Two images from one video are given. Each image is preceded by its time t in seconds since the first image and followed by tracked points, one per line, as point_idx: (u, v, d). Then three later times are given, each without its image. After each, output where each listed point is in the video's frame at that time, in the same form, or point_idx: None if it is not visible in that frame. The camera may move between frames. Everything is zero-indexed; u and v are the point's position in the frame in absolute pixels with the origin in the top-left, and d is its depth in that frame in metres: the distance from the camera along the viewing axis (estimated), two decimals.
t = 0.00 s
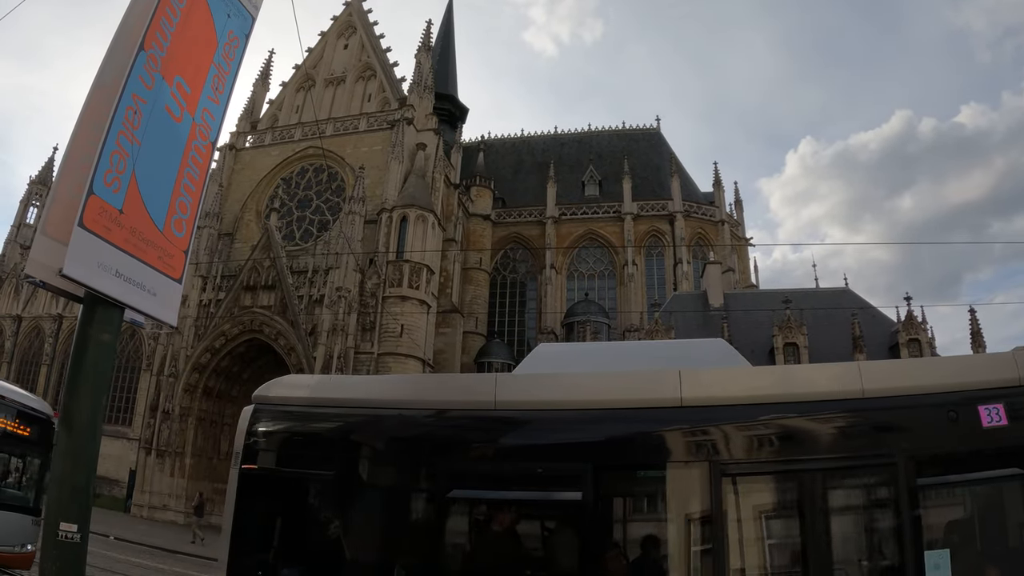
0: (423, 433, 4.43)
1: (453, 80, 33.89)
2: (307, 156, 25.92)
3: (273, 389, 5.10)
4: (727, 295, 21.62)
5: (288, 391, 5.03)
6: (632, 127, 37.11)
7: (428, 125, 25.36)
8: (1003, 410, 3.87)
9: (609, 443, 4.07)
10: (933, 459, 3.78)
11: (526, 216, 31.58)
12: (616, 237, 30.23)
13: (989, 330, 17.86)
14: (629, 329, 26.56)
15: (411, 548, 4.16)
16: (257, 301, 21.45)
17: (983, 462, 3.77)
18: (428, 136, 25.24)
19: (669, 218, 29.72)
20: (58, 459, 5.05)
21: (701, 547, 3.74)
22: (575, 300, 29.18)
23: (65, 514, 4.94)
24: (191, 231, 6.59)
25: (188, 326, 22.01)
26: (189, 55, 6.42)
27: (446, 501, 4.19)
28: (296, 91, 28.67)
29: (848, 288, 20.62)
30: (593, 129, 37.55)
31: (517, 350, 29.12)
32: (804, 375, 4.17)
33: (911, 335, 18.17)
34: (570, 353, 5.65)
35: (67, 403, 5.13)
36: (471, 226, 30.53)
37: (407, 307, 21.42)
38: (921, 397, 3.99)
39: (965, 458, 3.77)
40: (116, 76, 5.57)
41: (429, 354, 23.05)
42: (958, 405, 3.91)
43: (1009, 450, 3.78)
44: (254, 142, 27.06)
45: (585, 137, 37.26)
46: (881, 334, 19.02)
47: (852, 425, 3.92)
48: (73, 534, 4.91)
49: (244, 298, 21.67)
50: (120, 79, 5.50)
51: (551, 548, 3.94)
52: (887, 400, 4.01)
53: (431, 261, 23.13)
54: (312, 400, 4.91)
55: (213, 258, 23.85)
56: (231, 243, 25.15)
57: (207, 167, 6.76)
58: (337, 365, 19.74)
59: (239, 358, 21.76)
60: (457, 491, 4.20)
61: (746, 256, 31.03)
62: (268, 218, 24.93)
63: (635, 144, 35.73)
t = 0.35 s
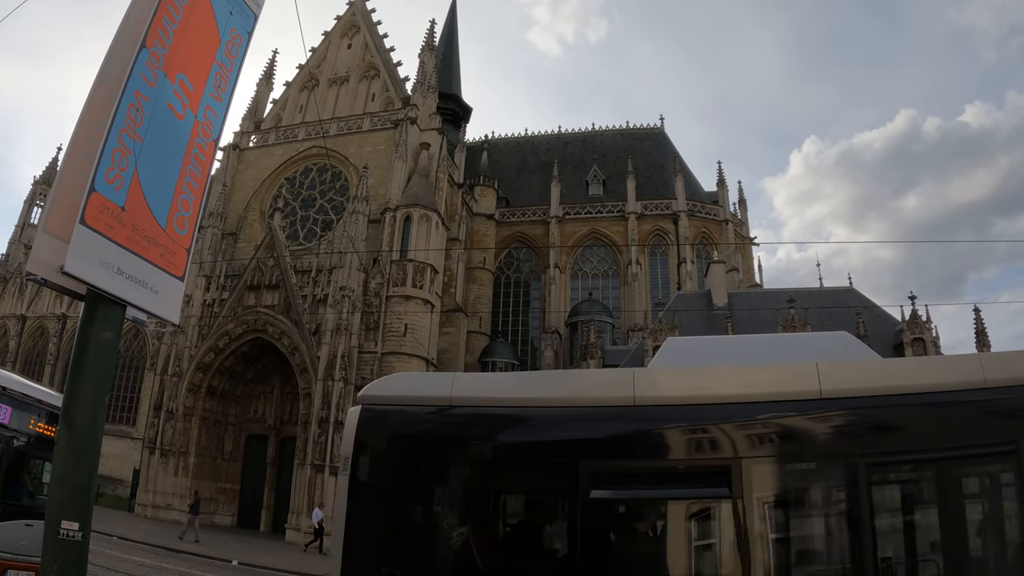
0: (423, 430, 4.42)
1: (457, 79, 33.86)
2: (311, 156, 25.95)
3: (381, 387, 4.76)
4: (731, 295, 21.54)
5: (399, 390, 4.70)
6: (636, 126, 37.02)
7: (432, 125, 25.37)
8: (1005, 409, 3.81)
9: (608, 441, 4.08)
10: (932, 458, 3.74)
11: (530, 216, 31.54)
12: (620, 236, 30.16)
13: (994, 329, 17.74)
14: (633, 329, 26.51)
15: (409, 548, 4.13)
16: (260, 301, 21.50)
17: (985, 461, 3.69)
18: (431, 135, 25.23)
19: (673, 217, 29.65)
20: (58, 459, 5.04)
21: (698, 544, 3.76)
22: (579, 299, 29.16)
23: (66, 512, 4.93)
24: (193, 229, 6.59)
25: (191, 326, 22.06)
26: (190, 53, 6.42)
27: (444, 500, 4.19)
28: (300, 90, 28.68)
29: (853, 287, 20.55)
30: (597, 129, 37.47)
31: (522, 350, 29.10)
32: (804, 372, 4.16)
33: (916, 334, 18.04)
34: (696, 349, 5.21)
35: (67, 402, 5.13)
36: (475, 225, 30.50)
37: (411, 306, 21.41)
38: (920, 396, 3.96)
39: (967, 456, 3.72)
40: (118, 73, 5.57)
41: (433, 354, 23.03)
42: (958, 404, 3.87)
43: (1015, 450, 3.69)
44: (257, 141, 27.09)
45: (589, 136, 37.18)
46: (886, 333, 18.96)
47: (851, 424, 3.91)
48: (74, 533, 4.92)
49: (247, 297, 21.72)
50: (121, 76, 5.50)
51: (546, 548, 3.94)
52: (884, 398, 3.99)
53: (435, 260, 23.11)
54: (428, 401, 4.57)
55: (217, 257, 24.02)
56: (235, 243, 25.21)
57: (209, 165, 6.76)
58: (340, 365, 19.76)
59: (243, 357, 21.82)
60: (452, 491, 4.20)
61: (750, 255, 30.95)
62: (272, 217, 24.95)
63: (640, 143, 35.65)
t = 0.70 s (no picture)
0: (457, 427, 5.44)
1: (462, 80, 33.87)
2: (316, 156, 26.00)
3: (508, 389, 5.54)
4: (736, 295, 21.48)
5: (527, 392, 5.46)
6: (641, 126, 36.92)
7: (437, 125, 25.35)
8: (999, 409, 4.52)
9: (616, 440, 4.94)
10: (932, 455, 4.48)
11: (535, 216, 31.46)
12: (625, 236, 30.09)
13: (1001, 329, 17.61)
14: (638, 329, 26.46)
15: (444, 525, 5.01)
16: (266, 301, 21.54)
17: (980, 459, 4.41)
18: (436, 136, 25.23)
19: (678, 217, 29.58)
20: (62, 458, 5.05)
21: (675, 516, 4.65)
22: (584, 299, 29.13)
23: (70, 511, 4.96)
24: (197, 229, 6.60)
25: (196, 326, 22.11)
26: (194, 54, 6.41)
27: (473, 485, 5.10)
28: (305, 91, 28.72)
29: (859, 287, 20.45)
30: (602, 129, 37.40)
31: (527, 350, 29.07)
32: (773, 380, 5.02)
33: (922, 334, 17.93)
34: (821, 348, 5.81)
35: (72, 401, 5.15)
36: (480, 226, 30.49)
37: (416, 307, 21.35)
38: (919, 398, 4.72)
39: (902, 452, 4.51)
40: (122, 74, 5.57)
41: (438, 355, 23.01)
42: (897, 409, 4.67)
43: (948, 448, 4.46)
44: (262, 142, 27.15)
45: (594, 137, 37.11)
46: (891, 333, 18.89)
47: (854, 424, 4.67)
48: (78, 532, 4.93)
49: (253, 298, 21.77)
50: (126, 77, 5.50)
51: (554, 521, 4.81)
52: (887, 401, 4.73)
53: (440, 260, 23.10)
54: (558, 400, 5.33)
55: (222, 258, 24.03)
56: (240, 243, 25.30)
57: (214, 165, 6.77)
58: (345, 365, 19.81)
59: (248, 358, 21.90)
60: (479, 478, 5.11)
61: (755, 255, 30.87)
62: (277, 218, 25.02)
63: (645, 143, 35.57)
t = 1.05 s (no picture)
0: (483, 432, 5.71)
1: (467, 81, 33.86)
2: (322, 158, 26.04)
3: (651, 393, 5.40)
4: (744, 294, 21.39)
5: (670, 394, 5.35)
6: (647, 126, 36.79)
7: (442, 126, 25.34)
8: (1014, 410, 4.57)
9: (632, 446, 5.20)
10: (942, 456, 4.55)
11: (542, 216, 31.39)
12: (632, 236, 30.01)
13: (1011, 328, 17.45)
14: (645, 329, 26.38)
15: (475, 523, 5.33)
16: (273, 303, 21.59)
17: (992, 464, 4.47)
18: (443, 136, 25.24)
19: (685, 217, 29.47)
20: (68, 459, 5.06)
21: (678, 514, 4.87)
22: (591, 299, 29.08)
23: (76, 513, 4.96)
24: (203, 230, 6.60)
25: (203, 328, 22.19)
26: (199, 55, 6.42)
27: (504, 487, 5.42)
28: (310, 93, 28.77)
29: (866, 286, 20.31)
30: (608, 129, 37.30)
31: (534, 351, 29.04)
32: (797, 387, 5.12)
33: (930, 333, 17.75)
34: (947, 341, 5.82)
35: (78, 402, 5.15)
36: (487, 226, 30.47)
37: (423, 308, 21.34)
38: (926, 401, 4.80)
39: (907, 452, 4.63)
40: (127, 74, 5.58)
41: (445, 356, 22.99)
42: (905, 410, 4.79)
43: (954, 448, 4.55)
44: (268, 144, 27.21)
45: (600, 136, 37.01)
46: (899, 332, 18.71)
47: (864, 427, 4.79)
48: (84, 533, 4.94)
49: (260, 299, 21.81)
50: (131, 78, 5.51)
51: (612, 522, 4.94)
52: (897, 402, 4.85)
53: (447, 261, 23.07)
54: (706, 404, 5.24)
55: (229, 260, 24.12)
56: (247, 245, 25.39)
57: (219, 165, 6.78)
58: (353, 366, 19.85)
59: (255, 359, 21.98)
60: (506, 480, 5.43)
61: (762, 254, 30.72)
62: (283, 219, 25.07)
63: (651, 143, 35.48)
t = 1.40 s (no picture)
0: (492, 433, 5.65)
1: (473, 80, 33.80)
2: (328, 158, 26.08)
3: (803, 384, 5.15)
4: (751, 292, 21.27)
5: (823, 384, 5.09)
6: (653, 124, 36.64)
7: (448, 125, 25.29)
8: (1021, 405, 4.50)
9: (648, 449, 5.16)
10: (956, 453, 4.51)
11: (549, 215, 31.26)
12: (639, 235, 29.88)
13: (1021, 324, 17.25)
14: (653, 327, 26.25)
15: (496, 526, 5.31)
16: (280, 303, 21.62)
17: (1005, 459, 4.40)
18: (449, 135, 25.20)
19: (692, 215, 29.31)
20: (71, 460, 5.05)
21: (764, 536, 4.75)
22: (598, 298, 28.97)
23: (79, 514, 4.94)
24: (207, 227, 6.58)
25: (210, 328, 22.25)
26: (202, 51, 6.40)
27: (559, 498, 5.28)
28: (316, 93, 28.79)
29: (875, 283, 20.15)
30: (614, 127, 37.15)
31: (541, 350, 28.98)
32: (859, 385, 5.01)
33: (939, 329, 17.59)
34: None
35: (81, 403, 5.13)
36: (494, 225, 30.39)
37: (430, 307, 21.34)
38: (941, 395, 4.74)
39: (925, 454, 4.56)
40: (128, 70, 5.56)
41: (453, 355, 22.96)
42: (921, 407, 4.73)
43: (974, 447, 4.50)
44: (274, 144, 27.26)
45: (607, 135, 36.87)
46: (908, 329, 18.56)
47: (878, 423, 4.77)
48: (87, 535, 4.92)
49: (266, 300, 21.84)
50: (133, 74, 5.49)
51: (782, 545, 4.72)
52: (905, 400, 4.81)
53: (454, 260, 23.04)
54: (858, 392, 4.98)
55: (236, 260, 24.22)
56: (254, 245, 25.46)
57: (223, 163, 6.76)
58: (360, 366, 19.88)
59: (262, 360, 22.04)
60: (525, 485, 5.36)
61: (770, 252, 30.54)
62: (290, 220, 25.10)
63: (657, 141, 35.33)
